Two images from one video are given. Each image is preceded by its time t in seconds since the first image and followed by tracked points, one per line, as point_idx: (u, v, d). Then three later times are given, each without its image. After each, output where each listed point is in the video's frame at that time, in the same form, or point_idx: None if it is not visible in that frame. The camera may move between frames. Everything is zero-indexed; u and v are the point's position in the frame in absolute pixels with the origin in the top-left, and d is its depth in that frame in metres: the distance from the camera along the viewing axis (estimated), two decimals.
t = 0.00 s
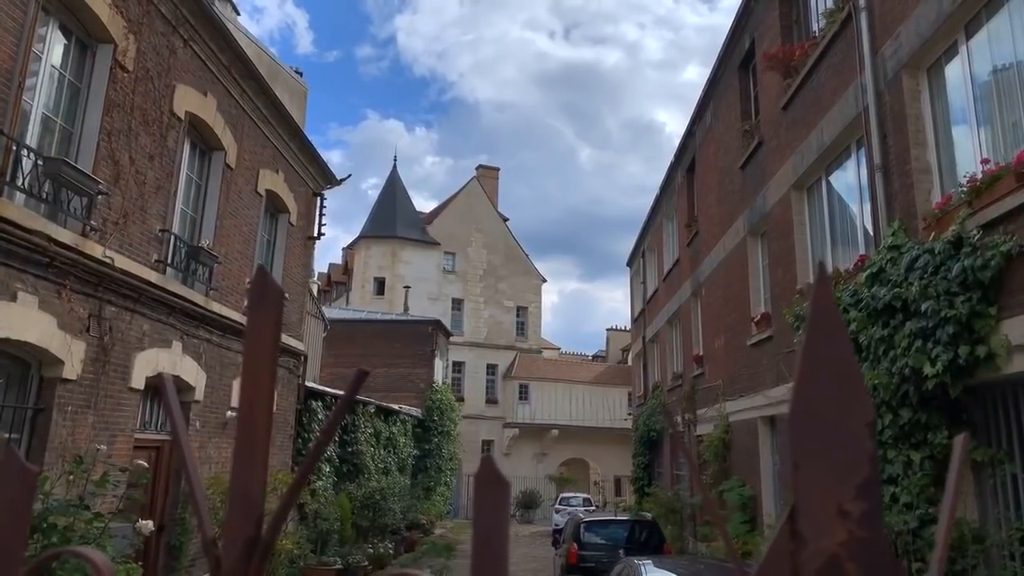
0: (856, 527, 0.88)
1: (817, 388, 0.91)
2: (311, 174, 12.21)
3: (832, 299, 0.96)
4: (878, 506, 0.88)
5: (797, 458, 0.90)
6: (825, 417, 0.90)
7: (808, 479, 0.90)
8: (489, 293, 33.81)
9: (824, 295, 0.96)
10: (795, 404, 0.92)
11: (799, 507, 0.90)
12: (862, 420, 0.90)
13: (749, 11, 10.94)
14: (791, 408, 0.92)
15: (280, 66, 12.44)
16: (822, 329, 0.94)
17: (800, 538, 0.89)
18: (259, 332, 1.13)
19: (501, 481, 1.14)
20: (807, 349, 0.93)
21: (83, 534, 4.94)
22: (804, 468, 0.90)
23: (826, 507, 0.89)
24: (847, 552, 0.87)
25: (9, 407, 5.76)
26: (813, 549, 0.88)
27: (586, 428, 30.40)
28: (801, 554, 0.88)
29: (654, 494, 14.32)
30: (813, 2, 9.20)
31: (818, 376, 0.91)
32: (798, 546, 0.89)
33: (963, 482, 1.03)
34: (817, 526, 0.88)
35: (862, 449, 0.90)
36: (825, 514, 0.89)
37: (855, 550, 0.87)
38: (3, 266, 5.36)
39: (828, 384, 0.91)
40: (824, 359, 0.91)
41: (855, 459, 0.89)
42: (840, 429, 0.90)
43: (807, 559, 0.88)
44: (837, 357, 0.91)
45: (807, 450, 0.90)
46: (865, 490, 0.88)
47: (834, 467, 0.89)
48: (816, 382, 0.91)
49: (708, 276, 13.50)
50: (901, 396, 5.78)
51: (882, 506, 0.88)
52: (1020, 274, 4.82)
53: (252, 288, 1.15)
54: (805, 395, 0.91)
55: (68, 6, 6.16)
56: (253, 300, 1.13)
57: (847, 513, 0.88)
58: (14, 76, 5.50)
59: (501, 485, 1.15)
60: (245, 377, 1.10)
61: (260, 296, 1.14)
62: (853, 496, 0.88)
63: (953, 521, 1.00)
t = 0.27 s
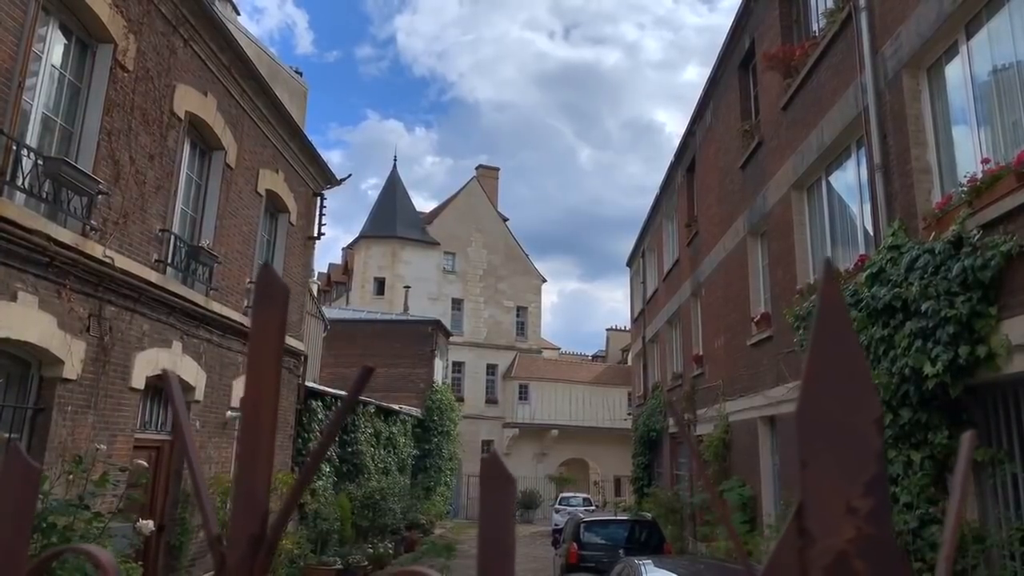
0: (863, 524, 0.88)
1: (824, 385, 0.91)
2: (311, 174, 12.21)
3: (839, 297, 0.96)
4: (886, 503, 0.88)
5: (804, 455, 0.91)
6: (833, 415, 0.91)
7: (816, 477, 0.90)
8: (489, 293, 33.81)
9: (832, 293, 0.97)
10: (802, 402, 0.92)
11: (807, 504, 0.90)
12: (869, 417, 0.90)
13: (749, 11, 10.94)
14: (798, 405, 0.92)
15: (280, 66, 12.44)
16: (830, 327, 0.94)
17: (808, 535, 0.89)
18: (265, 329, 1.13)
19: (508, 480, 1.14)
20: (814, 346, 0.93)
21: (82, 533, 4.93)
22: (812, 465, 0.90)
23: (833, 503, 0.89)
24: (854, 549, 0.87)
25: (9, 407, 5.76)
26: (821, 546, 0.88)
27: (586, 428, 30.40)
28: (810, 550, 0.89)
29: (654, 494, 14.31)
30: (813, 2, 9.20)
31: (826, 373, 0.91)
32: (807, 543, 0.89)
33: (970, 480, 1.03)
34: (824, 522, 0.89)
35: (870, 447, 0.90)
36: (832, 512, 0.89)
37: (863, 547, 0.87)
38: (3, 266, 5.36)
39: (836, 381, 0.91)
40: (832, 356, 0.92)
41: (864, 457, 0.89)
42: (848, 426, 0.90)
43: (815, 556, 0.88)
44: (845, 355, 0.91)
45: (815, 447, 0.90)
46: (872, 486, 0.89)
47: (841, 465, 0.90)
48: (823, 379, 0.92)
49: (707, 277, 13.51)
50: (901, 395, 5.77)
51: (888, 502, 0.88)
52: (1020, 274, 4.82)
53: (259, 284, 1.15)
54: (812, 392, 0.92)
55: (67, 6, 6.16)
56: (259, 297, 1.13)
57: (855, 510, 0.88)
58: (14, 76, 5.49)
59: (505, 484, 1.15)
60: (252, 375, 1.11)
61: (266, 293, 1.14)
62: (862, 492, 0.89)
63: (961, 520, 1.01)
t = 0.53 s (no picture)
0: (867, 520, 0.88)
1: (830, 380, 0.92)
2: (310, 174, 12.20)
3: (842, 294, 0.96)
4: (890, 499, 0.89)
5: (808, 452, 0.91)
6: (836, 412, 0.91)
7: (820, 473, 0.90)
8: (489, 292, 33.81)
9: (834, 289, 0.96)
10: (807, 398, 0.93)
11: (811, 501, 0.91)
12: (874, 413, 0.90)
13: (749, 10, 10.94)
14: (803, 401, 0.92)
15: (280, 66, 12.43)
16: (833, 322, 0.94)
17: (811, 531, 0.90)
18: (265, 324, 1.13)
19: (510, 478, 1.14)
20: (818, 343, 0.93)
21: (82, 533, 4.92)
22: (816, 460, 0.91)
23: (837, 501, 0.89)
24: (858, 545, 0.87)
25: (9, 406, 5.75)
26: (824, 543, 0.89)
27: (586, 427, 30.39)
28: (812, 547, 0.89)
29: (654, 493, 14.31)
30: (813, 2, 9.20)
31: (830, 370, 0.91)
32: (810, 540, 0.90)
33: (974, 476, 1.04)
34: (829, 519, 0.89)
35: (873, 442, 0.90)
36: (836, 508, 0.89)
37: (867, 544, 0.87)
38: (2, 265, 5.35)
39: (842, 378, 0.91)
40: (836, 352, 0.92)
41: (865, 452, 0.90)
42: (852, 424, 0.90)
43: (818, 553, 0.89)
44: (848, 352, 0.91)
45: (819, 442, 0.91)
46: (876, 483, 0.89)
47: (845, 462, 0.90)
48: (830, 374, 0.92)
49: (707, 276, 13.51)
50: (901, 395, 5.78)
51: (893, 499, 0.88)
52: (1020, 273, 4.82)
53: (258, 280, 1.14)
54: (817, 388, 0.91)
55: (67, 5, 6.15)
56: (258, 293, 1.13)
57: (859, 506, 0.88)
58: (13, 75, 5.49)
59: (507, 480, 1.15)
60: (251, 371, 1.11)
61: (265, 289, 1.13)
62: (866, 489, 0.89)
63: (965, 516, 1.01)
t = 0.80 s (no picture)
0: (877, 524, 0.89)
1: (840, 381, 0.93)
2: (311, 174, 12.21)
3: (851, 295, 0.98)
4: (900, 504, 0.90)
5: (818, 452, 0.93)
6: (847, 413, 0.92)
7: (830, 475, 0.92)
8: (489, 293, 33.81)
9: (843, 288, 0.98)
10: (817, 401, 0.94)
11: (821, 506, 0.92)
12: (884, 415, 0.91)
13: (750, 11, 10.94)
14: (813, 402, 0.94)
15: (281, 66, 12.44)
16: (842, 321, 0.96)
17: (821, 536, 0.91)
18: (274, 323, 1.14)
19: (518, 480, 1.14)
20: (828, 340, 0.95)
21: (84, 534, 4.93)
22: (826, 464, 0.92)
23: (847, 504, 0.90)
24: (868, 550, 0.89)
25: (11, 406, 5.75)
26: (835, 547, 0.90)
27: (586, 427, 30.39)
28: (823, 551, 0.91)
29: (654, 494, 14.30)
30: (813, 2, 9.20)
31: (840, 371, 0.93)
32: (820, 544, 0.91)
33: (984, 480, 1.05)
34: (839, 523, 0.90)
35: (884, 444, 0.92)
36: (847, 512, 0.90)
37: (878, 548, 0.89)
38: (4, 265, 5.36)
39: (853, 378, 0.93)
40: (845, 353, 0.94)
41: (876, 454, 0.91)
42: (862, 424, 0.92)
43: (828, 557, 0.91)
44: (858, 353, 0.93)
45: (829, 444, 0.92)
46: (887, 488, 0.90)
47: (855, 463, 0.91)
48: (841, 374, 0.93)
49: (708, 277, 13.51)
50: (902, 396, 5.78)
51: (902, 503, 0.89)
52: (1021, 273, 4.82)
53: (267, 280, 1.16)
54: (827, 389, 0.93)
55: (68, 6, 6.15)
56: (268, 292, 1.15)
57: (869, 510, 0.90)
58: (15, 75, 5.49)
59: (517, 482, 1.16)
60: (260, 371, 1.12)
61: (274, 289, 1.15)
62: (876, 492, 0.90)
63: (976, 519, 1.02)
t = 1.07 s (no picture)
0: (880, 521, 0.95)
1: (844, 384, 0.98)
2: (311, 174, 12.21)
3: (855, 299, 1.03)
4: (902, 502, 0.95)
5: (823, 451, 0.98)
6: (851, 412, 0.97)
7: (833, 475, 0.97)
8: (489, 293, 33.81)
9: (847, 292, 1.03)
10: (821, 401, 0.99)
11: (826, 505, 0.97)
12: (886, 416, 0.97)
13: (750, 11, 10.94)
14: (817, 401, 0.99)
15: (280, 66, 12.44)
16: (846, 324, 1.01)
17: (825, 533, 0.96)
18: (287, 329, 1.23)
19: (527, 477, 1.21)
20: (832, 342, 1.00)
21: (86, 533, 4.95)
22: (829, 462, 0.98)
23: (850, 502, 0.96)
24: (871, 545, 0.94)
25: (12, 406, 5.76)
26: (838, 544, 0.95)
27: (586, 427, 30.39)
28: (827, 547, 0.96)
29: (654, 494, 14.31)
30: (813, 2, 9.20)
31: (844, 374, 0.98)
32: (824, 540, 0.96)
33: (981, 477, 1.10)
34: (843, 520, 0.96)
35: (886, 444, 0.97)
36: (850, 509, 0.96)
37: (880, 544, 0.94)
38: (5, 266, 5.36)
39: (856, 379, 0.98)
40: (848, 356, 0.99)
41: (877, 454, 0.96)
42: (865, 422, 0.97)
43: (832, 553, 0.95)
44: (860, 350, 0.98)
45: (833, 445, 0.98)
46: (889, 486, 0.96)
47: (857, 462, 0.97)
48: (844, 376, 0.98)
49: (708, 277, 13.53)
50: (902, 396, 5.79)
51: (903, 501, 0.94)
52: (1020, 274, 4.83)
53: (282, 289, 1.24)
54: (832, 391, 0.98)
55: (69, 6, 6.16)
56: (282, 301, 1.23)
57: (872, 508, 0.95)
58: (16, 76, 5.49)
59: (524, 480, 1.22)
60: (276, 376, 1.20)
61: (289, 298, 1.23)
62: (878, 491, 0.96)
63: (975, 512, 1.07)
